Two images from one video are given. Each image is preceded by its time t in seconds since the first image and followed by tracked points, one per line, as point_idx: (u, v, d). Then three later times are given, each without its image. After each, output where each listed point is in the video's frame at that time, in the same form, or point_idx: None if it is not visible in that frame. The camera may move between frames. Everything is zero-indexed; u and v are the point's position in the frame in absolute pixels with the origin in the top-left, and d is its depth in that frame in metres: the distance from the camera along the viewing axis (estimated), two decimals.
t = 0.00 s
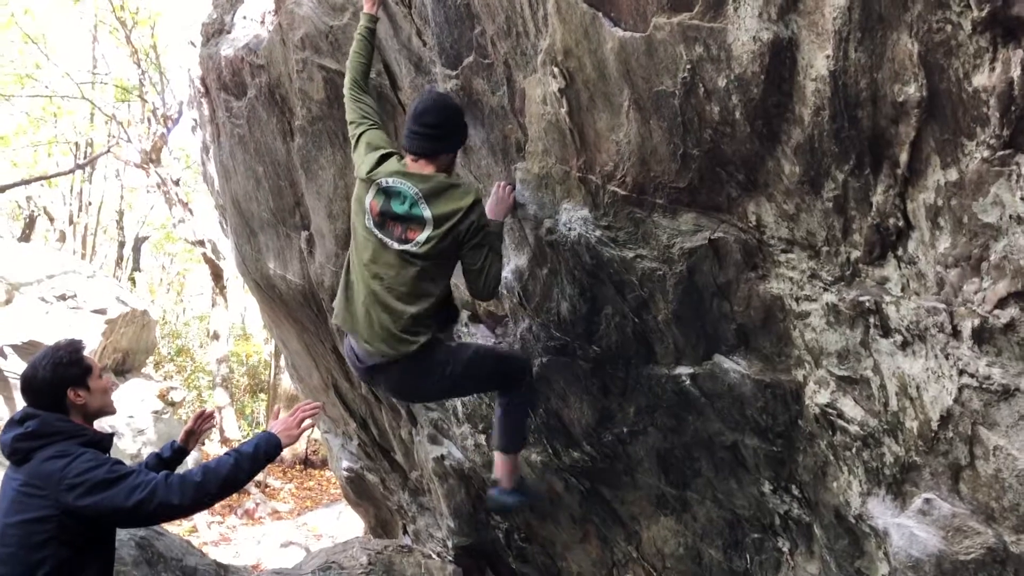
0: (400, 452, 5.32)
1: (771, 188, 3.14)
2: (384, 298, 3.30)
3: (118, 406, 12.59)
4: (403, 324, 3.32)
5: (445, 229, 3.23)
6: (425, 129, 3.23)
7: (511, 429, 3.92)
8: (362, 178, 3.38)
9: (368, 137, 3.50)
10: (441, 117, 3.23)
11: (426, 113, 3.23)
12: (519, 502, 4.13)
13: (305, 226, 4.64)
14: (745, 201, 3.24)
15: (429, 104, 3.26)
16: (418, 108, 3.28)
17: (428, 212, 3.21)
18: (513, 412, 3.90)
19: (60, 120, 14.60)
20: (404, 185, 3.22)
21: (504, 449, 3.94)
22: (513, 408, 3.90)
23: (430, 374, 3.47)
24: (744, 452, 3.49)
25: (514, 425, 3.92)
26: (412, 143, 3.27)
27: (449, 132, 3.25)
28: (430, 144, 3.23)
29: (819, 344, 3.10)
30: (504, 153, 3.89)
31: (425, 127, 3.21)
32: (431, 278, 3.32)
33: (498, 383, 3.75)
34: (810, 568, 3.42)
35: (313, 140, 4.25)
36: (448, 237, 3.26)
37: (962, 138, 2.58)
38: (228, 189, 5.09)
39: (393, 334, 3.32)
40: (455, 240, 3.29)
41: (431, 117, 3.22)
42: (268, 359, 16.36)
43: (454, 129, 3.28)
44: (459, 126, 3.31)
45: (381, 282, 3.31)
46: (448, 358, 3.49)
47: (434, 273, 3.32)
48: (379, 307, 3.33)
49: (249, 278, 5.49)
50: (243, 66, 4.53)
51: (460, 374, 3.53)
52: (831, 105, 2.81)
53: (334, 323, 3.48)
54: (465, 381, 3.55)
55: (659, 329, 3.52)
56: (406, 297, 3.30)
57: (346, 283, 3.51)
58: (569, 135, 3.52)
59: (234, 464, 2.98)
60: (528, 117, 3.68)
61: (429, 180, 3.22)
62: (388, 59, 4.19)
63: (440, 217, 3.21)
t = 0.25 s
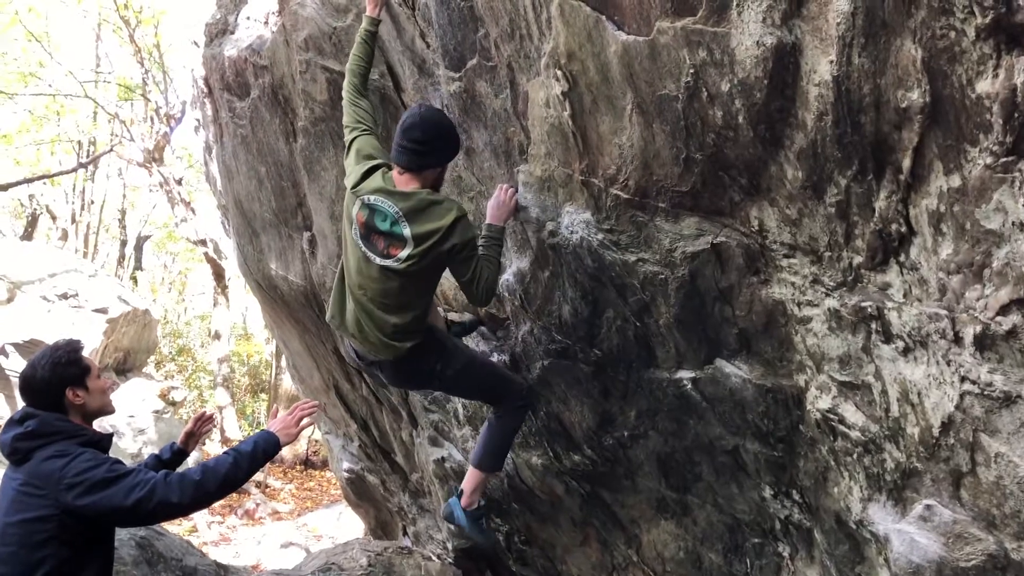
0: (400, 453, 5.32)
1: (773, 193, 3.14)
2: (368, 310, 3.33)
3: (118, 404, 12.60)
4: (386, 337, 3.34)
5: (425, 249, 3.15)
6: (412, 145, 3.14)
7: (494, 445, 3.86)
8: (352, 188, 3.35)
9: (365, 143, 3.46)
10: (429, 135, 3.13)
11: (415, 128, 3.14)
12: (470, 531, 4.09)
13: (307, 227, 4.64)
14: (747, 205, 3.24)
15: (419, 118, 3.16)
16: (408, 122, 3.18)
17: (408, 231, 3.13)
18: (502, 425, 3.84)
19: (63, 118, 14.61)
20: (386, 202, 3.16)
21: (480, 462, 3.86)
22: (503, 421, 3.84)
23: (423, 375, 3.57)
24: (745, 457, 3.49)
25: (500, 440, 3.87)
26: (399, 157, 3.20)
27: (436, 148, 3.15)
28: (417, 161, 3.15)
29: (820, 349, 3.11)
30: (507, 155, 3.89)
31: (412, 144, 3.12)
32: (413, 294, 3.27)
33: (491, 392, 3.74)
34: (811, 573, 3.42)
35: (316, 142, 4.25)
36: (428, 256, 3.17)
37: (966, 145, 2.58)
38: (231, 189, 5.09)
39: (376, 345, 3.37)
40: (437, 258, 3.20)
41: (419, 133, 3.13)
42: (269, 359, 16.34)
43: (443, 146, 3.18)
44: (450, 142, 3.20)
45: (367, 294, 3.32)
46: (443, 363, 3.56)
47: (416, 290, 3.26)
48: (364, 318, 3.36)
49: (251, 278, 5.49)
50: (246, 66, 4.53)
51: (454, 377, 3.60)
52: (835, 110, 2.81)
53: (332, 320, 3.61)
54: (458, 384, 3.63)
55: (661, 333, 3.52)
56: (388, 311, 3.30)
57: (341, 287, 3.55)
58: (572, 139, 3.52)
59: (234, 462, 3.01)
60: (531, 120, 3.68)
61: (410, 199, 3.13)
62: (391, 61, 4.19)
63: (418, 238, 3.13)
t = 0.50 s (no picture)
0: (402, 455, 5.32)
1: (773, 194, 3.14)
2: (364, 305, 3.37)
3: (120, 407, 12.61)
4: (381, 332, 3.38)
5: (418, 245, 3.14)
6: (405, 136, 3.13)
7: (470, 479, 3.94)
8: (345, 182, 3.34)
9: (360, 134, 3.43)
10: (422, 125, 3.12)
11: (407, 118, 3.12)
12: (467, 563, 4.42)
13: (307, 229, 4.64)
14: (747, 206, 3.24)
15: (412, 107, 3.15)
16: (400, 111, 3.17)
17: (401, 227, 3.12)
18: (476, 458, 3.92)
19: (64, 121, 14.65)
20: (379, 197, 3.15)
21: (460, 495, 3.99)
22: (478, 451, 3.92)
23: (412, 372, 3.53)
24: (747, 457, 3.49)
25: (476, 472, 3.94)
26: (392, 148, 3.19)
27: (428, 138, 3.15)
28: (410, 152, 3.15)
29: (822, 349, 3.11)
30: (507, 157, 3.88)
31: (405, 135, 3.11)
32: (408, 289, 3.26)
33: (474, 413, 3.79)
34: (812, 573, 3.42)
35: (316, 144, 4.25)
36: (422, 251, 3.17)
37: (965, 145, 2.57)
38: (232, 192, 5.09)
39: (372, 339, 3.41)
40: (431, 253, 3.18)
41: (412, 123, 3.12)
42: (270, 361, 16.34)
43: (436, 136, 3.18)
44: (442, 132, 3.19)
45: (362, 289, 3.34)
46: (436, 362, 3.56)
47: (410, 287, 3.26)
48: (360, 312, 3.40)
49: (252, 280, 5.50)
50: (246, 69, 4.53)
51: (443, 380, 3.59)
52: (835, 110, 2.81)
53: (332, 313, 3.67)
54: (446, 387, 3.62)
55: (662, 334, 3.52)
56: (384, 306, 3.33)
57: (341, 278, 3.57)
58: (572, 140, 3.52)
59: (232, 453, 2.89)
60: (531, 121, 3.68)
61: (404, 194, 3.11)
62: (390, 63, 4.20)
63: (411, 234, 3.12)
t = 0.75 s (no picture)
0: (404, 457, 5.33)
1: (772, 193, 3.14)
2: (371, 296, 3.36)
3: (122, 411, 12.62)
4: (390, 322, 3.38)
5: (427, 232, 3.16)
6: (408, 118, 3.13)
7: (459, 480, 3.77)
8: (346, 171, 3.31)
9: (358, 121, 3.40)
10: (426, 105, 3.13)
11: (410, 99, 3.12)
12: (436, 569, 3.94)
13: (308, 232, 4.65)
14: (746, 206, 3.25)
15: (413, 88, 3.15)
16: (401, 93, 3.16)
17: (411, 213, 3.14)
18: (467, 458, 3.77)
19: (64, 127, 14.67)
20: (387, 182, 3.16)
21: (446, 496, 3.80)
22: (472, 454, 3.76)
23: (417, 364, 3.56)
24: (749, 457, 3.49)
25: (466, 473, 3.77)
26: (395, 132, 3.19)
27: (431, 119, 3.15)
28: (414, 134, 3.16)
29: (822, 348, 3.12)
30: (506, 159, 3.89)
31: (409, 116, 3.11)
32: (416, 278, 3.28)
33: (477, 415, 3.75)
34: (815, 572, 3.42)
35: (315, 148, 4.26)
36: (429, 239, 3.19)
37: (964, 143, 2.57)
38: (231, 196, 5.10)
39: (380, 330, 3.41)
40: (438, 240, 3.22)
41: (416, 104, 3.12)
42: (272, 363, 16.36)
43: (439, 117, 3.19)
44: (445, 112, 3.21)
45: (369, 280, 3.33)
46: (443, 356, 3.61)
47: (418, 275, 3.27)
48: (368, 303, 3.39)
49: (253, 284, 5.51)
50: (245, 74, 4.54)
51: (448, 375, 3.62)
52: (833, 110, 2.81)
53: (335, 305, 3.65)
54: (449, 383, 3.64)
55: (662, 335, 3.53)
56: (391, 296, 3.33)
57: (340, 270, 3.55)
58: (571, 142, 3.52)
59: (231, 436, 2.92)
60: (529, 123, 3.68)
61: (413, 179, 3.14)
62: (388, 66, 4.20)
63: (421, 221, 3.14)
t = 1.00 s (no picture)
0: (406, 460, 5.33)
1: (773, 193, 3.14)
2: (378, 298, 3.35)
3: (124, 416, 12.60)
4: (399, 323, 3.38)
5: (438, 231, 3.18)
6: (408, 111, 3.15)
7: (499, 488, 3.87)
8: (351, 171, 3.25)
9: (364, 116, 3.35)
10: (426, 98, 3.16)
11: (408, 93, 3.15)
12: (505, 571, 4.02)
13: (309, 235, 4.65)
14: (747, 206, 3.25)
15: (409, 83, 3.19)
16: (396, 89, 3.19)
17: (421, 213, 3.13)
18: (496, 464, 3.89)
19: (64, 131, 14.69)
20: (395, 181, 3.13)
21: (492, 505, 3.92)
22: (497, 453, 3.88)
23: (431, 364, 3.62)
24: (751, 457, 3.49)
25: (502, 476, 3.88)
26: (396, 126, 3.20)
27: (433, 115, 3.18)
28: (416, 127, 3.17)
29: (824, 348, 3.12)
30: (506, 160, 3.89)
31: (409, 109, 3.13)
32: (425, 277, 3.29)
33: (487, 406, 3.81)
34: (819, 572, 3.42)
35: (316, 151, 4.26)
36: (439, 238, 3.20)
37: (964, 142, 2.57)
38: (232, 199, 5.11)
39: (390, 331, 3.41)
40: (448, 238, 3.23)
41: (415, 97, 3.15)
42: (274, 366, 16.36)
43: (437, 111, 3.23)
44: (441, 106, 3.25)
45: (378, 281, 3.32)
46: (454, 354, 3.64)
47: (427, 274, 3.29)
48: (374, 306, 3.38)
49: (254, 287, 5.51)
50: (245, 77, 4.55)
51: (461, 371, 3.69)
52: (833, 109, 2.81)
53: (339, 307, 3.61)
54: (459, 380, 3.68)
55: (664, 335, 3.53)
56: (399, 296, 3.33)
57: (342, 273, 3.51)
58: (571, 143, 3.53)
59: (229, 437, 2.87)
60: (529, 125, 3.69)
61: (424, 178, 3.14)
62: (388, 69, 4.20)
63: (432, 221, 3.14)
